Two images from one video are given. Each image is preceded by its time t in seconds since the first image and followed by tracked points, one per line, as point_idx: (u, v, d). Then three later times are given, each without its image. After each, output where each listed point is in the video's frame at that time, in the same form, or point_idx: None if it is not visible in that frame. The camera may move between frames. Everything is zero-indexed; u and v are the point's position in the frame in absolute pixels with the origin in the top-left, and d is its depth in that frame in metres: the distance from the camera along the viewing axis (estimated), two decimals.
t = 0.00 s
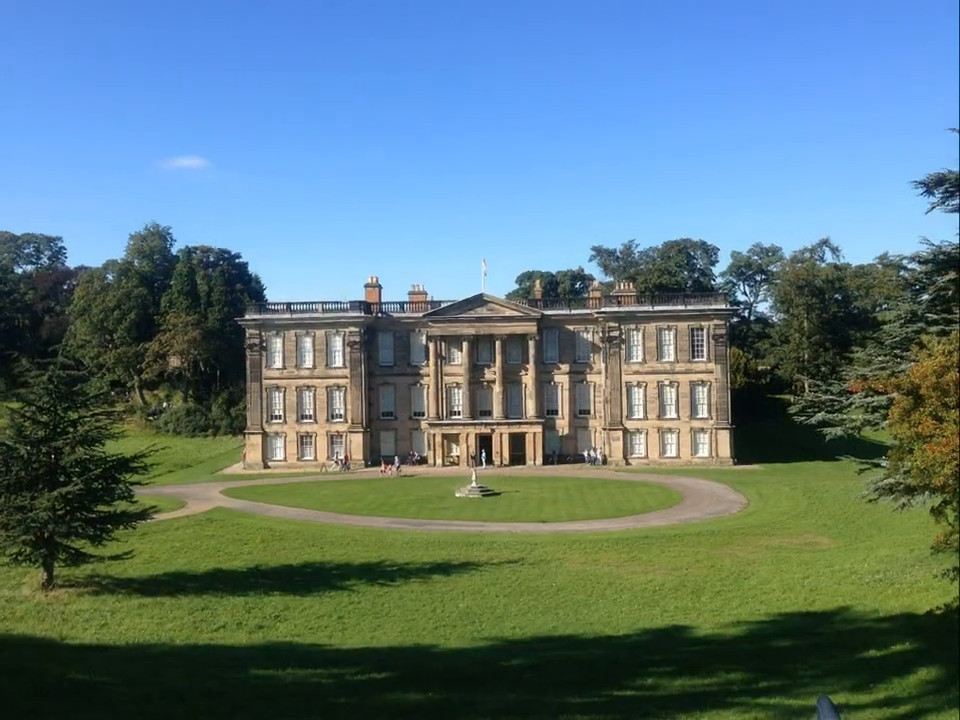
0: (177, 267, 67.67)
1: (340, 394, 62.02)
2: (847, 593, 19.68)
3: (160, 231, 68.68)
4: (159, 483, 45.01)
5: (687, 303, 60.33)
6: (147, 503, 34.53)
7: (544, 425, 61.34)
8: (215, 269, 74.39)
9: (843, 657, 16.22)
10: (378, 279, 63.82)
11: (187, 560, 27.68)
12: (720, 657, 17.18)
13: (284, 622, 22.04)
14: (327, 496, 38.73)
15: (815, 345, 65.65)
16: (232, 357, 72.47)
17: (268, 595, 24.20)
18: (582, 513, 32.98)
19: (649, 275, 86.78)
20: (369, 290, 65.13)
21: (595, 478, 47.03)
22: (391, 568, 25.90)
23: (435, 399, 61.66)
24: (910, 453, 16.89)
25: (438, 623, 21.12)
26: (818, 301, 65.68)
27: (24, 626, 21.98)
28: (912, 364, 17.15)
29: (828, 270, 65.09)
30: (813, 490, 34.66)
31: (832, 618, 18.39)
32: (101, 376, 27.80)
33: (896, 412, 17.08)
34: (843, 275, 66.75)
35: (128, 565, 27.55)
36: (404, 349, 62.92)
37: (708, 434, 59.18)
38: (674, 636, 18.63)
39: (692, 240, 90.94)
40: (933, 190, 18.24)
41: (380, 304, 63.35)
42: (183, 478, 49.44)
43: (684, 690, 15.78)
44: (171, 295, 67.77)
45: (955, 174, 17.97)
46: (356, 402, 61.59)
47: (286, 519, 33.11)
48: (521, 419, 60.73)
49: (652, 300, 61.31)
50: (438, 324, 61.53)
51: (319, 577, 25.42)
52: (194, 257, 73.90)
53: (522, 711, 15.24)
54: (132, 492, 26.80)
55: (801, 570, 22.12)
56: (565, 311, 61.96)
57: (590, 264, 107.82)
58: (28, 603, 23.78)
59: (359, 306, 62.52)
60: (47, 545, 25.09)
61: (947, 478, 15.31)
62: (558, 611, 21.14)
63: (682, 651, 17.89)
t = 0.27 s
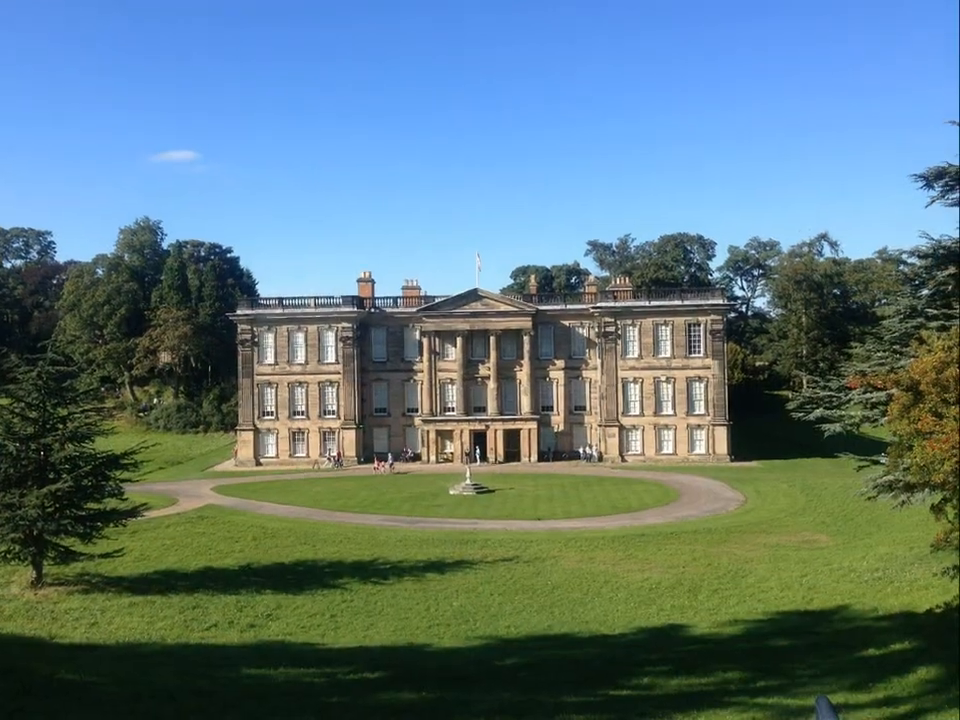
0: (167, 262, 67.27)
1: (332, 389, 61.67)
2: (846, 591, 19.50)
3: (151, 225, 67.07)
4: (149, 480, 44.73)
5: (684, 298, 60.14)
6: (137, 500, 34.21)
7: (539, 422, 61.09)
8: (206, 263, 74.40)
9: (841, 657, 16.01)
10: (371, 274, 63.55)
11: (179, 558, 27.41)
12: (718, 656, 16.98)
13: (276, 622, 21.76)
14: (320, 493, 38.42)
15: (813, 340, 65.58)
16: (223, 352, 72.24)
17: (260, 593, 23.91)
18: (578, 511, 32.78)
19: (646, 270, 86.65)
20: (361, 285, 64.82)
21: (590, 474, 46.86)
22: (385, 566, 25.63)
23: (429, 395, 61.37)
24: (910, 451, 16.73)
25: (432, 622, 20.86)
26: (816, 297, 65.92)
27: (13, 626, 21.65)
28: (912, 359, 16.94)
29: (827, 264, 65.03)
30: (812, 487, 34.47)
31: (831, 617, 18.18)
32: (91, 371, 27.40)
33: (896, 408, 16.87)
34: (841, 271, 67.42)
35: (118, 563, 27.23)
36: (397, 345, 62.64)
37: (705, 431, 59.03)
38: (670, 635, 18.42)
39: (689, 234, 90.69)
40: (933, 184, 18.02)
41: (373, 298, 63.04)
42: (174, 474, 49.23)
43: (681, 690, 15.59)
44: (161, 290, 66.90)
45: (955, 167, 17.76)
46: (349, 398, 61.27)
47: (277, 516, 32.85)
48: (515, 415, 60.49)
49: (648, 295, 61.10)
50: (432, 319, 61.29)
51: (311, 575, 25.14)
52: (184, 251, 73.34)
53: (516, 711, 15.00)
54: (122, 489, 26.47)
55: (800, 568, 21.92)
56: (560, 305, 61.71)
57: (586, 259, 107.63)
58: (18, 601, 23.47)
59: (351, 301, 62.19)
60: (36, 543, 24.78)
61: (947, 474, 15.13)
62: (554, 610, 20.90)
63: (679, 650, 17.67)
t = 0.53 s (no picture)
0: (160, 256, 64.24)
1: (325, 385, 61.38)
2: (844, 589, 19.32)
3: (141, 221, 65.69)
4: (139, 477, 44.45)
5: (680, 293, 59.96)
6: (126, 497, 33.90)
7: (534, 419, 60.88)
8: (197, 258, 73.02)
9: (840, 656, 15.82)
10: (364, 269, 63.18)
11: (169, 556, 27.13)
12: (714, 655, 16.79)
13: (267, 621, 21.49)
14: (312, 491, 38.13)
15: (811, 336, 65.50)
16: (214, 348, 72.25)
17: (252, 592, 23.65)
18: (573, 508, 32.58)
19: (642, 265, 86.46)
20: (355, 281, 64.45)
21: (586, 471, 46.53)
22: (378, 564, 25.39)
23: (422, 391, 61.20)
24: (909, 448, 16.57)
25: (426, 620, 20.63)
26: (814, 291, 65.93)
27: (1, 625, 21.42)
28: (912, 354, 16.78)
29: (824, 259, 65.49)
30: (810, 485, 34.32)
31: (829, 616, 17.99)
32: (80, 366, 26.95)
33: (894, 405, 16.71)
34: (839, 265, 67.51)
35: (108, 561, 26.90)
36: (390, 340, 62.34)
37: (702, 427, 58.92)
38: (666, 634, 18.22)
39: (686, 228, 90.47)
40: (932, 178, 17.84)
41: (366, 294, 62.71)
42: (165, 472, 48.93)
43: (679, 689, 15.38)
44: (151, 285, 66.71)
45: (955, 161, 17.55)
46: (342, 394, 61.00)
47: (269, 514, 32.60)
48: (510, 412, 60.29)
49: (645, 290, 60.89)
50: (425, 314, 61.04)
51: (304, 574, 24.88)
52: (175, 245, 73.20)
53: (511, 711, 14.79)
54: (113, 486, 26.08)
55: (798, 566, 21.74)
56: (555, 301, 61.49)
57: (582, 254, 107.49)
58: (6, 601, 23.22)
59: (344, 296, 61.81)
60: (25, 540, 24.47)
61: (947, 472, 14.99)
62: (549, 608, 20.69)
63: (675, 649, 17.47)
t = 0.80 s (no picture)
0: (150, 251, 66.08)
1: (317, 381, 61.08)
2: (843, 588, 19.14)
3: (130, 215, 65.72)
4: (130, 474, 44.20)
5: (677, 287, 59.74)
6: (116, 495, 33.57)
7: (529, 415, 60.65)
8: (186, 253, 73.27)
9: (839, 655, 15.62)
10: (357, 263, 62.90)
11: (160, 554, 26.80)
12: (711, 654, 16.59)
13: (259, 619, 21.23)
14: (304, 488, 37.82)
15: (809, 331, 65.67)
16: (205, 343, 72.14)
17: (243, 591, 23.37)
18: (568, 506, 32.38)
19: (638, 259, 86.33)
20: (347, 275, 64.18)
21: (582, 468, 46.29)
22: (371, 562, 25.15)
23: (416, 387, 60.94)
24: (909, 444, 16.34)
25: (419, 619, 20.38)
26: (813, 286, 65.59)
27: None
28: (911, 350, 16.56)
29: (823, 254, 64.55)
30: (808, 481, 34.16)
31: (828, 615, 17.78)
32: (69, 362, 26.63)
33: (894, 402, 16.48)
34: (838, 259, 66.50)
35: (97, 559, 26.58)
36: (383, 336, 62.04)
37: (699, 423, 58.78)
38: (663, 633, 18.00)
39: (683, 221, 90.33)
40: (932, 171, 17.63)
41: (359, 288, 62.46)
42: (155, 469, 48.58)
43: (675, 689, 15.18)
44: (141, 279, 66.58)
45: (955, 154, 17.34)
46: (334, 390, 60.73)
47: (261, 511, 32.33)
48: (505, 408, 59.99)
49: (641, 285, 60.68)
50: (418, 309, 60.75)
51: (296, 572, 24.62)
52: (166, 239, 73.09)
53: (506, 711, 14.55)
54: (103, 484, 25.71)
55: (796, 565, 21.54)
56: (550, 295, 61.29)
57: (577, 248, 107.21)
58: None
59: (337, 291, 61.56)
60: (13, 538, 24.16)
61: (947, 469, 14.79)
62: (544, 607, 20.47)
63: (672, 648, 17.25)
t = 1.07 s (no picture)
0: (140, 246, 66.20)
1: (309, 377, 60.83)
2: (842, 587, 18.95)
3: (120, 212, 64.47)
4: (120, 471, 43.83)
5: (673, 282, 59.58)
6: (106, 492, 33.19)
7: (523, 411, 60.39)
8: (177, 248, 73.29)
9: (837, 654, 15.44)
10: (350, 258, 62.60)
11: (151, 553, 26.51)
12: (708, 653, 16.38)
13: (251, 618, 20.98)
14: (296, 485, 37.53)
15: (808, 327, 66.07)
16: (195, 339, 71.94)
17: (234, 589, 23.10)
18: (563, 503, 32.17)
19: (634, 254, 86.22)
20: (340, 270, 63.93)
21: (577, 466, 46.11)
22: (364, 560, 24.92)
23: (409, 383, 60.64)
24: (908, 441, 16.13)
25: (412, 618, 20.13)
26: (810, 281, 64.21)
27: None
28: (909, 345, 16.40)
29: (821, 249, 62.02)
30: (806, 479, 33.98)
31: (827, 614, 17.60)
32: (58, 358, 26.34)
33: (892, 398, 16.30)
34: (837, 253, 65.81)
35: (86, 557, 26.25)
36: (376, 331, 61.75)
37: (695, 420, 58.57)
38: (659, 632, 17.78)
39: (679, 215, 90.50)
40: (931, 164, 17.40)
41: (352, 283, 62.14)
42: (145, 466, 48.11)
43: (672, 688, 14.96)
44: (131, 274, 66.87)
45: (955, 147, 17.13)
46: (326, 386, 60.43)
47: (253, 509, 32.04)
48: (499, 404, 59.73)
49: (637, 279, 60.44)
50: (412, 304, 60.45)
51: (287, 570, 24.35)
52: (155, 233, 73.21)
53: (501, 710, 14.34)
54: (92, 481, 25.43)
55: (793, 563, 21.36)
56: (545, 290, 61.04)
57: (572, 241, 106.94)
58: None
59: (329, 285, 61.26)
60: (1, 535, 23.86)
61: (946, 466, 14.62)
62: (540, 605, 20.21)
63: (668, 647, 17.05)
